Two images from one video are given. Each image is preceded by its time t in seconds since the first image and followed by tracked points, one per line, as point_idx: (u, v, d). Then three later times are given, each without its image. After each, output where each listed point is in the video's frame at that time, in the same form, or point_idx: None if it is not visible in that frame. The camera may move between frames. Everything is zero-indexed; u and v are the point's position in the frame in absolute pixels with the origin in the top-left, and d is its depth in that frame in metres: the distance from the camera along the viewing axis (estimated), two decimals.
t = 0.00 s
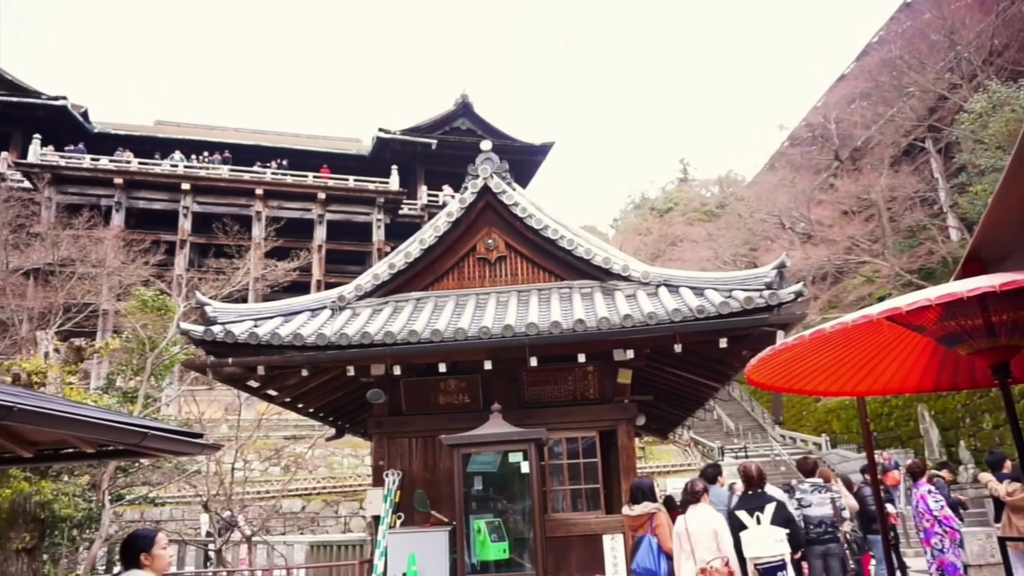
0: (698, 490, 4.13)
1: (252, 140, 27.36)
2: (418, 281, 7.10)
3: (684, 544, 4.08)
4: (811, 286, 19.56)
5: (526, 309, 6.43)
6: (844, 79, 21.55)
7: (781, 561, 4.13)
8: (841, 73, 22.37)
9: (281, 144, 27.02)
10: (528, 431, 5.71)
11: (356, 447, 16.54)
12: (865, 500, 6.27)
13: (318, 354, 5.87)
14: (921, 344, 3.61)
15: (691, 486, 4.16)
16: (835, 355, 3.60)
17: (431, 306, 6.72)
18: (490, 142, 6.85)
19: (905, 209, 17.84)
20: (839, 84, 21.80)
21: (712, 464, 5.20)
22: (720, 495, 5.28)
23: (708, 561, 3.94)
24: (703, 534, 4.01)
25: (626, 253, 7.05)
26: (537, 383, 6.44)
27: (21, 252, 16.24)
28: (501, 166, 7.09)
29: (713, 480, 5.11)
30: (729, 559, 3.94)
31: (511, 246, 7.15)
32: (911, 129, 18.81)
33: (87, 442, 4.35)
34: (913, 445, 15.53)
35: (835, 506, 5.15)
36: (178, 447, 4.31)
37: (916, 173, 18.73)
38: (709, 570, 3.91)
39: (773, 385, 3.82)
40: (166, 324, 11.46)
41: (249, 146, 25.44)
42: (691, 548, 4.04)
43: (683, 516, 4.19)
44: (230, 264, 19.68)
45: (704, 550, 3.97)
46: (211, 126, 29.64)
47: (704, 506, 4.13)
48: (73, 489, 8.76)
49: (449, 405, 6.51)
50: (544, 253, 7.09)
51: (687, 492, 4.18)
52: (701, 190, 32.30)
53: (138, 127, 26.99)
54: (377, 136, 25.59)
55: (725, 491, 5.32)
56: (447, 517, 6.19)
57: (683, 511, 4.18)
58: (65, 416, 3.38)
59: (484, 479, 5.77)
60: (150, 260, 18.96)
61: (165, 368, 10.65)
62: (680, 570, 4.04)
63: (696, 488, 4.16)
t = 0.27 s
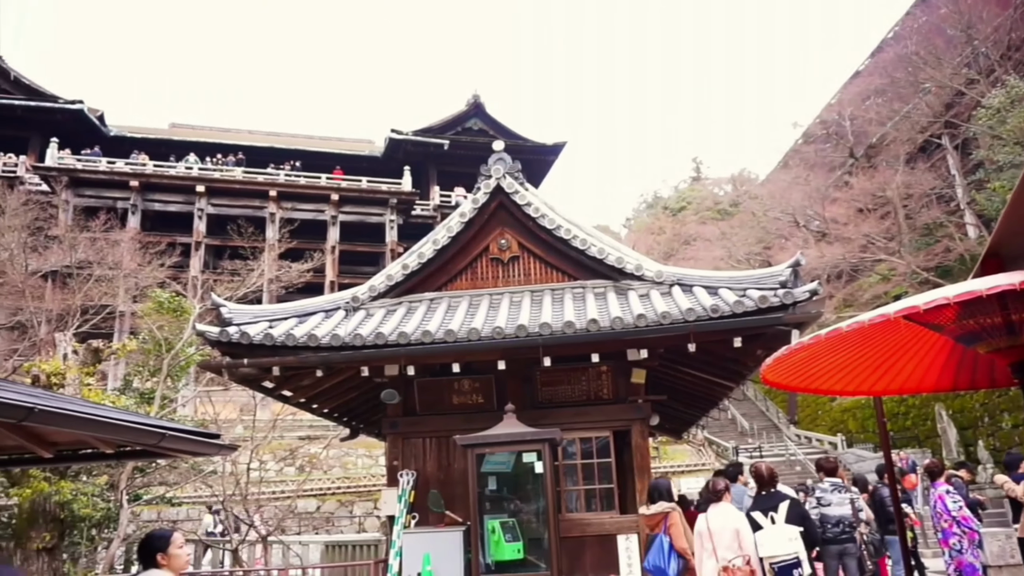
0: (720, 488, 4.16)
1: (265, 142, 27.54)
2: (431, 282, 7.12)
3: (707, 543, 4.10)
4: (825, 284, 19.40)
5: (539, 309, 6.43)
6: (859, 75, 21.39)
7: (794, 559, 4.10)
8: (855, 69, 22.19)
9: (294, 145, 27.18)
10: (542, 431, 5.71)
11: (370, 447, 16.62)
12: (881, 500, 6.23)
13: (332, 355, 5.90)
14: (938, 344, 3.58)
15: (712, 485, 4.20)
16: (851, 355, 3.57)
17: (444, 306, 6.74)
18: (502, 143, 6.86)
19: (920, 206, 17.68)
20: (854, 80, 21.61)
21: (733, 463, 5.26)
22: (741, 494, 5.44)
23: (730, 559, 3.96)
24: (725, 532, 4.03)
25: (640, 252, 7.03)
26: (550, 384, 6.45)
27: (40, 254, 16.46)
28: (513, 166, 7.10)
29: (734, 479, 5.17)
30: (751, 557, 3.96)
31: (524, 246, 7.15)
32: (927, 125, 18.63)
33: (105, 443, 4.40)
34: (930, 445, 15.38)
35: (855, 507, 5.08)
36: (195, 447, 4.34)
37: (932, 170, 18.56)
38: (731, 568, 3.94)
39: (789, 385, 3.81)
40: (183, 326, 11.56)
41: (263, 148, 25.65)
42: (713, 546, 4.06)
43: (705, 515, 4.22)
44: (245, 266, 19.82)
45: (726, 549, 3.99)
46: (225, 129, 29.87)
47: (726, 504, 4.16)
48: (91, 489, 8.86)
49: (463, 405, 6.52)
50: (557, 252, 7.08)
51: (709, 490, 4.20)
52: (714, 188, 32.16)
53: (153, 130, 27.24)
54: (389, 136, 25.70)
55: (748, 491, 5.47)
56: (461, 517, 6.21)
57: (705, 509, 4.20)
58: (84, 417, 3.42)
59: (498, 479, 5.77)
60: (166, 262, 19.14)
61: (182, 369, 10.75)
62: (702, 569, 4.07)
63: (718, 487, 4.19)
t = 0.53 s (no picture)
0: (740, 488, 4.16)
1: (278, 144, 27.72)
2: (444, 282, 7.13)
3: (728, 543, 4.12)
4: (841, 283, 19.24)
5: (553, 309, 6.43)
6: (874, 72, 21.22)
7: (810, 559, 4.04)
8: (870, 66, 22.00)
9: (307, 147, 27.33)
10: (556, 431, 5.71)
11: (385, 447, 16.67)
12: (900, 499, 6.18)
13: (347, 356, 5.91)
14: (957, 342, 3.53)
15: (732, 485, 4.19)
16: (869, 353, 3.54)
17: (458, 306, 6.75)
18: (515, 143, 6.85)
19: (937, 204, 17.51)
20: (868, 77, 21.42)
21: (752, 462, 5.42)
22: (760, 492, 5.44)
23: (749, 558, 3.98)
24: (745, 532, 4.05)
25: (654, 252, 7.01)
26: (565, 384, 6.44)
27: (58, 257, 16.64)
28: (527, 166, 7.10)
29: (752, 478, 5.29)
30: (769, 557, 3.99)
31: (537, 246, 7.15)
32: (943, 122, 18.44)
33: (123, 443, 4.44)
34: (949, 445, 15.22)
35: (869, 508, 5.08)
36: (212, 447, 4.36)
37: (949, 167, 18.38)
38: (749, 567, 3.96)
39: (805, 384, 3.78)
40: (199, 327, 11.65)
41: (276, 150, 25.84)
42: (734, 544, 4.08)
43: (725, 514, 4.24)
44: (260, 268, 19.94)
45: (745, 547, 4.01)
46: (239, 131, 30.06)
47: (747, 505, 4.17)
48: (110, 489, 8.93)
49: (477, 405, 6.53)
50: (571, 252, 7.08)
51: (729, 490, 4.20)
52: (727, 186, 32.01)
53: (168, 133, 27.49)
54: (402, 137, 25.80)
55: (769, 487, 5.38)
56: (476, 517, 6.21)
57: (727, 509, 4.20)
58: (103, 418, 3.45)
59: (512, 478, 5.77)
60: (182, 264, 19.26)
61: (198, 370, 10.85)
62: (722, 569, 4.10)
63: (738, 487, 4.19)
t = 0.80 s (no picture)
0: (755, 488, 4.24)
1: (290, 145, 27.87)
2: (456, 282, 7.14)
3: (744, 542, 4.24)
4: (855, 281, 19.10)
5: (565, 308, 6.42)
6: (888, 68, 21.03)
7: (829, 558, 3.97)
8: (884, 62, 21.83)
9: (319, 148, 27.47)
10: (569, 431, 5.70)
11: (398, 447, 16.70)
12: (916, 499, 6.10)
13: (360, 356, 5.93)
14: (975, 340, 3.49)
15: (748, 486, 4.26)
16: (885, 352, 3.51)
17: (470, 306, 6.76)
18: (527, 142, 6.84)
19: (953, 200, 17.38)
20: (882, 73, 21.24)
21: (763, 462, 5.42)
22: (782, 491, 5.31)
23: (766, 556, 4.09)
24: (761, 531, 4.16)
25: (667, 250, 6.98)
26: (578, 383, 6.43)
27: (75, 259, 16.81)
28: (538, 165, 7.09)
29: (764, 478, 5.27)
30: (785, 555, 4.08)
31: (549, 246, 7.15)
32: (959, 118, 18.25)
33: (140, 443, 4.49)
34: (966, 444, 15.09)
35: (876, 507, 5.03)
36: (227, 448, 4.40)
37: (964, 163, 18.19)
38: (767, 566, 4.06)
39: (820, 383, 3.75)
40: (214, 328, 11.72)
41: (288, 151, 25.99)
42: (751, 544, 4.19)
43: (741, 514, 4.34)
44: (273, 268, 20.05)
45: (762, 546, 4.12)
46: (251, 132, 30.23)
47: (762, 504, 4.25)
48: (127, 489, 9.00)
49: (490, 404, 6.53)
50: (583, 251, 7.07)
51: (744, 490, 4.28)
52: (740, 184, 31.84)
53: (182, 135, 27.71)
54: (414, 138, 25.87)
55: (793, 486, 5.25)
56: (490, 517, 6.22)
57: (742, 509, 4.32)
58: (120, 418, 3.48)
59: (525, 478, 5.77)
60: (196, 265, 19.40)
61: (212, 371, 10.92)
62: (741, 568, 4.22)
63: (753, 488, 4.27)
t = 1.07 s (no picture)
0: (772, 487, 4.28)
1: (303, 146, 28.00)
2: (469, 282, 7.15)
3: (762, 539, 4.27)
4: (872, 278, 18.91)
5: (580, 307, 6.41)
6: (905, 63, 20.79)
7: (854, 557, 4.05)
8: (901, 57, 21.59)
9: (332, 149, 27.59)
10: (584, 430, 5.69)
11: (413, 446, 16.76)
12: (934, 499, 6.03)
13: (375, 356, 5.95)
14: (996, 339, 3.44)
15: (765, 484, 4.30)
16: (903, 351, 3.48)
17: (485, 305, 6.76)
18: (540, 141, 6.83)
19: (972, 197, 17.20)
20: (899, 69, 21.02)
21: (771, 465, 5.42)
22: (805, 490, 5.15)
23: (785, 554, 4.12)
24: (779, 528, 4.18)
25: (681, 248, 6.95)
26: (592, 383, 6.43)
27: (93, 260, 17.01)
28: (552, 165, 7.08)
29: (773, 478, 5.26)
30: (805, 553, 4.10)
31: (562, 245, 7.15)
32: (978, 113, 18.01)
33: (160, 442, 4.54)
34: (986, 444, 14.92)
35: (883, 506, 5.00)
36: (246, 447, 4.44)
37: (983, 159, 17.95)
38: (786, 563, 4.09)
39: (837, 382, 3.73)
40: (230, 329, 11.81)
41: (302, 152, 26.14)
42: (770, 541, 4.23)
43: (760, 511, 4.36)
44: (288, 268, 20.18)
45: (781, 544, 4.15)
46: (265, 133, 30.45)
47: (780, 502, 4.29)
48: (146, 487, 9.08)
49: (504, 404, 6.54)
50: (596, 250, 7.07)
51: (761, 488, 4.32)
52: (755, 182, 31.62)
53: (197, 137, 27.93)
54: (427, 138, 25.94)
55: (812, 486, 5.17)
56: (504, 516, 6.21)
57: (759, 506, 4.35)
58: (141, 417, 3.52)
59: (540, 477, 5.77)
60: (212, 266, 19.50)
61: (228, 370, 11.01)
62: (761, 566, 4.25)
63: (770, 486, 4.32)
